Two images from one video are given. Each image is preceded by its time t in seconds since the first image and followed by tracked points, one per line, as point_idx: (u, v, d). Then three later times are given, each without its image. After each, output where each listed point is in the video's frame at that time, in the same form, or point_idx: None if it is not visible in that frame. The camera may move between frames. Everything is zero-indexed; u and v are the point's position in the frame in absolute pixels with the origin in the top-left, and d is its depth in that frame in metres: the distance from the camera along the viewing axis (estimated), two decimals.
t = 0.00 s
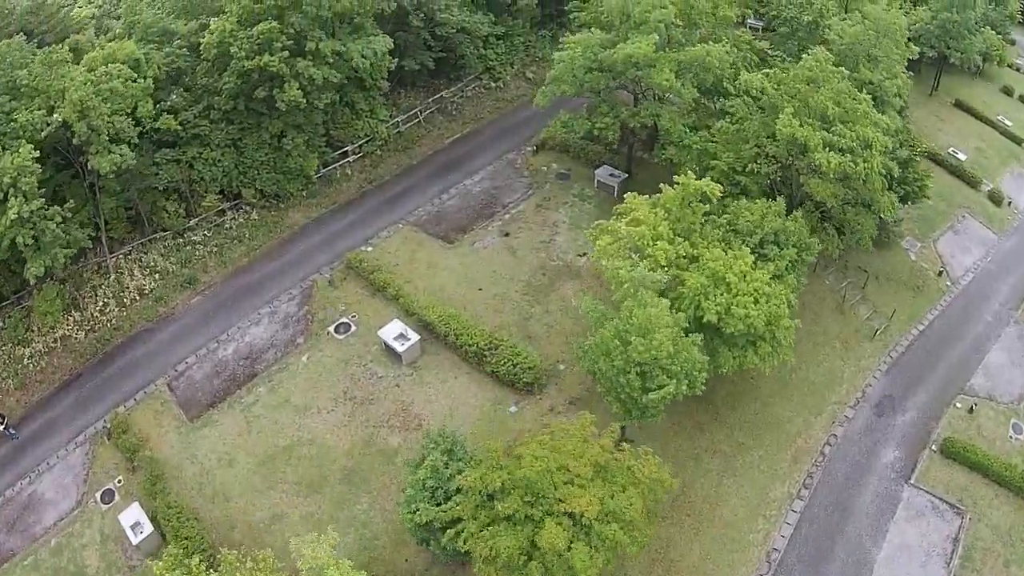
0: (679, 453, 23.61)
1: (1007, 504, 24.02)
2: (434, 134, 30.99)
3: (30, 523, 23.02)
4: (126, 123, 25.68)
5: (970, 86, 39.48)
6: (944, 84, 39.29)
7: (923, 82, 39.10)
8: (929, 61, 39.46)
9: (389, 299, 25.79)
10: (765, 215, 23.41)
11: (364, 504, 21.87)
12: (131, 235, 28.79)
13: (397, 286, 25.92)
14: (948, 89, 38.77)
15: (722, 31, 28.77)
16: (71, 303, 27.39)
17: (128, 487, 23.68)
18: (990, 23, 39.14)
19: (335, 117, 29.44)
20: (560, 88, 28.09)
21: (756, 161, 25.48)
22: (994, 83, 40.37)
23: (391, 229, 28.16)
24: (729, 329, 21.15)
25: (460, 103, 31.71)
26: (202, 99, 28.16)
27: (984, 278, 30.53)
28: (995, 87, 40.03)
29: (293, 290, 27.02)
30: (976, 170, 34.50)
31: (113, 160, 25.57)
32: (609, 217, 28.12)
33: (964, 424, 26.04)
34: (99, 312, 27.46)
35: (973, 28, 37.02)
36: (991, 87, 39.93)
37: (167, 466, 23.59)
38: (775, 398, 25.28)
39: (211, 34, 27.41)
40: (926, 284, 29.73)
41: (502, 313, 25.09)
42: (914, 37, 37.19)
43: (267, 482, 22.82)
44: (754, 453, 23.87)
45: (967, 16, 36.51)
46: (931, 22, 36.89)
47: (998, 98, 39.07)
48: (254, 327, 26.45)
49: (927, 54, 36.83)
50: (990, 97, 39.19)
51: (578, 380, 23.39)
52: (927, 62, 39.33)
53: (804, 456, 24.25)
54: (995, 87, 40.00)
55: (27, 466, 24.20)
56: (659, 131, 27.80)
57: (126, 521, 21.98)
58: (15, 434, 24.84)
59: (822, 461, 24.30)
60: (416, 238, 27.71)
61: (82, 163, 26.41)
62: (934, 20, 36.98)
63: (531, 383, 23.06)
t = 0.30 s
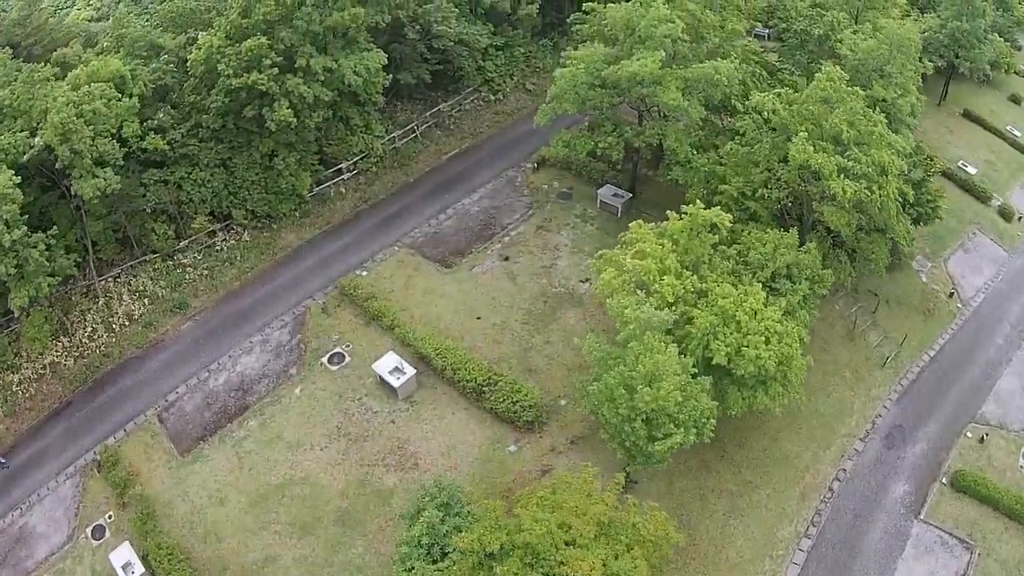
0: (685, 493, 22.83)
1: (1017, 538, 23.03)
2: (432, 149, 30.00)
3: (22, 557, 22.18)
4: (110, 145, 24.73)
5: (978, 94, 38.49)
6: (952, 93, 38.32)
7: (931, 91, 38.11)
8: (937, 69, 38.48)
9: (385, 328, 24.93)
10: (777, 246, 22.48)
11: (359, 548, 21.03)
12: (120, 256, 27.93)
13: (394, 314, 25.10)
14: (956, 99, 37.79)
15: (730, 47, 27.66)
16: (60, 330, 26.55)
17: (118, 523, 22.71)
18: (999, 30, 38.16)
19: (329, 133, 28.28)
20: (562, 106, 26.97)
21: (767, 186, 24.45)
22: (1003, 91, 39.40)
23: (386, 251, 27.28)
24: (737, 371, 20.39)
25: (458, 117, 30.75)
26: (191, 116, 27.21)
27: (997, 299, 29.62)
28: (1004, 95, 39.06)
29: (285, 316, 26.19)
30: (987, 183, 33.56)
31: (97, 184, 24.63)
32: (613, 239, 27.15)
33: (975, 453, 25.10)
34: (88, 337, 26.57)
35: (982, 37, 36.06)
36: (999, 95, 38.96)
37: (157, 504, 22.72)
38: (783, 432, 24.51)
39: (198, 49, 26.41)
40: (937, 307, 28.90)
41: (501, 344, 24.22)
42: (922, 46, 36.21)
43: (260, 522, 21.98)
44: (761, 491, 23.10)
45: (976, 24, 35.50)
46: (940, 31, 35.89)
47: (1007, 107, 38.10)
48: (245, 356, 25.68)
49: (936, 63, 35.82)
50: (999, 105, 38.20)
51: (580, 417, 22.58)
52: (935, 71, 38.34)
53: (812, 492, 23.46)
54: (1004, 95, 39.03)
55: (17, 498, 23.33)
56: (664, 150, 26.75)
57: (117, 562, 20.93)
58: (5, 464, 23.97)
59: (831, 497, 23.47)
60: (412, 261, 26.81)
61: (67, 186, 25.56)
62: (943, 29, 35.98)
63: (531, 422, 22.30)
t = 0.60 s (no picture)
0: (689, 532, 22.16)
1: None
2: (428, 164, 29.24)
3: None
4: (94, 167, 23.77)
5: (985, 102, 37.63)
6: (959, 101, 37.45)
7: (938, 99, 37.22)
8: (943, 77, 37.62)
9: (379, 356, 24.22)
10: (788, 278, 21.70)
11: None
12: (109, 276, 26.96)
13: (389, 342, 24.37)
14: (963, 107, 36.93)
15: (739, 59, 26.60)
16: (47, 355, 25.43)
17: (110, 557, 21.59)
18: (1006, 36, 37.30)
19: (322, 149, 27.57)
20: (563, 124, 26.05)
21: (776, 211, 23.65)
22: (1009, 99, 38.60)
23: (381, 273, 26.48)
24: (746, 412, 19.66)
25: (454, 130, 30.10)
26: (178, 133, 26.23)
27: (1007, 318, 28.87)
28: (1011, 103, 38.25)
29: (277, 342, 25.49)
30: (996, 196, 32.75)
31: (80, 208, 23.72)
32: (615, 261, 26.35)
33: (982, 482, 24.35)
34: (77, 361, 25.49)
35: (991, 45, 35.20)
36: (1006, 102, 38.14)
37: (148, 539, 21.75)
38: (790, 465, 23.86)
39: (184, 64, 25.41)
40: (947, 327, 28.20)
41: (500, 374, 23.52)
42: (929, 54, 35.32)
43: (252, 559, 21.11)
44: (767, 527, 22.44)
45: (984, 32, 34.65)
46: (948, 39, 35.01)
47: (1015, 114, 37.29)
48: (237, 384, 24.91)
49: (944, 72, 34.93)
50: (1006, 113, 37.38)
51: (582, 454, 21.90)
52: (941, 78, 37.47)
53: (820, 527, 22.78)
54: (1011, 102, 38.20)
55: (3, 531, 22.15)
56: (669, 169, 25.84)
57: None
58: None
59: (838, 531, 22.78)
60: (408, 283, 26.01)
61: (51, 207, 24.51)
62: (950, 37, 35.11)
63: (531, 458, 21.67)
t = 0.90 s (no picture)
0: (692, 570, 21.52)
1: None
2: (424, 178, 28.43)
3: None
4: (79, 190, 22.98)
5: (992, 109, 36.93)
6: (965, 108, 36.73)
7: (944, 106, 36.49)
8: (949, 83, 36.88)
9: (374, 384, 23.54)
10: (798, 309, 21.10)
11: None
12: (99, 297, 26.10)
13: (384, 369, 23.71)
14: (970, 114, 36.22)
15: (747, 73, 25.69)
16: (36, 379, 24.57)
17: None
18: (1013, 42, 36.59)
19: (315, 163, 26.79)
20: (564, 142, 25.19)
21: (786, 235, 22.88)
22: (1016, 106, 37.94)
23: (376, 294, 25.76)
24: (754, 452, 19.02)
25: (452, 141, 29.39)
26: (166, 150, 25.38)
27: (1017, 336, 28.22)
28: (1017, 110, 37.60)
29: (270, 367, 24.80)
30: (1005, 209, 32.06)
31: (64, 234, 22.92)
32: (617, 282, 25.62)
33: (991, 508, 23.74)
34: (67, 386, 24.65)
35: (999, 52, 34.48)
36: (1012, 109, 37.48)
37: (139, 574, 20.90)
38: (798, 496, 23.20)
39: (171, 80, 24.53)
40: (955, 347, 27.57)
41: (500, 404, 22.85)
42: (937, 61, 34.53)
43: None
44: (773, 563, 21.79)
45: (993, 39, 33.94)
46: (956, 46, 34.25)
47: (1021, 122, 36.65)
48: (228, 412, 24.18)
49: (952, 80, 34.18)
50: (1012, 121, 36.72)
51: (582, 489, 21.26)
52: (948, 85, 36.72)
53: (828, 561, 22.11)
54: (1017, 109, 37.56)
55: None
56: (674, 189, 25.03)
57: None
58: None
59: (846, 564, 22.10)
60: (403, 306, 25.29)
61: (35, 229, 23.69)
62: (958, 44, 34.34)
63: (531, 494, 21.02)
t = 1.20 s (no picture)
0: None
1: None
2: (422, 191, 27.83)
3: None
4: (65, 210, 22.24)
5: (1000, 115, 36.31)
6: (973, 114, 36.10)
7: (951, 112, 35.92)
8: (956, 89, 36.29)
9: (370, 410, 22.90)
10: (809, 338, 20.45)
11: None
12: (89, 315, 25.36)
13: (379, 395, 23.06)
14: (978, 121, 35.61)
15: (756, 84, 24.83)
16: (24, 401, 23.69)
17: None
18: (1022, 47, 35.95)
19: (309, 178, 25.90)
20: (564, 158, 24.36)
21: (796, 257, 22.18)
22: None
23: (372, 314, 25.10)
24: (762, 490, 18.49)
25: (451, 153, 28.67)
26: (154, 165, 24.59)
27: None
28: None
29: (263, 390, 24.13)
30: (1014, 219, 31.44)
31: (50, 256, 22.10)
32: (620, 301, 24.94)
33: (1002, 533, 23.15)
34: (57, 408, 23.92)
35: (1008, 58, 33.86)
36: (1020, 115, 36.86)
37: None
38: (806, 525, 22.63)
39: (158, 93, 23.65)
40: (963, 365, 27.01)
41: (500, 430, 22.26)
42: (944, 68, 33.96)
43: None
44: None
45: (1001, 46, 33.36)
46: (963, 53, 33.69)
47: None
48: (221, 436, 23.48)
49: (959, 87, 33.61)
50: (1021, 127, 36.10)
51: (585, 522, 20.62)
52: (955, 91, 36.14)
53: None
54: None
55: None
56: (679, 207, 24.37)
57: None
58: None
59: None
60: (399, 327, 24.62)
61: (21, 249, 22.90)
62: (966, 51, 33.76)
63: (531, 527, 20.39)
